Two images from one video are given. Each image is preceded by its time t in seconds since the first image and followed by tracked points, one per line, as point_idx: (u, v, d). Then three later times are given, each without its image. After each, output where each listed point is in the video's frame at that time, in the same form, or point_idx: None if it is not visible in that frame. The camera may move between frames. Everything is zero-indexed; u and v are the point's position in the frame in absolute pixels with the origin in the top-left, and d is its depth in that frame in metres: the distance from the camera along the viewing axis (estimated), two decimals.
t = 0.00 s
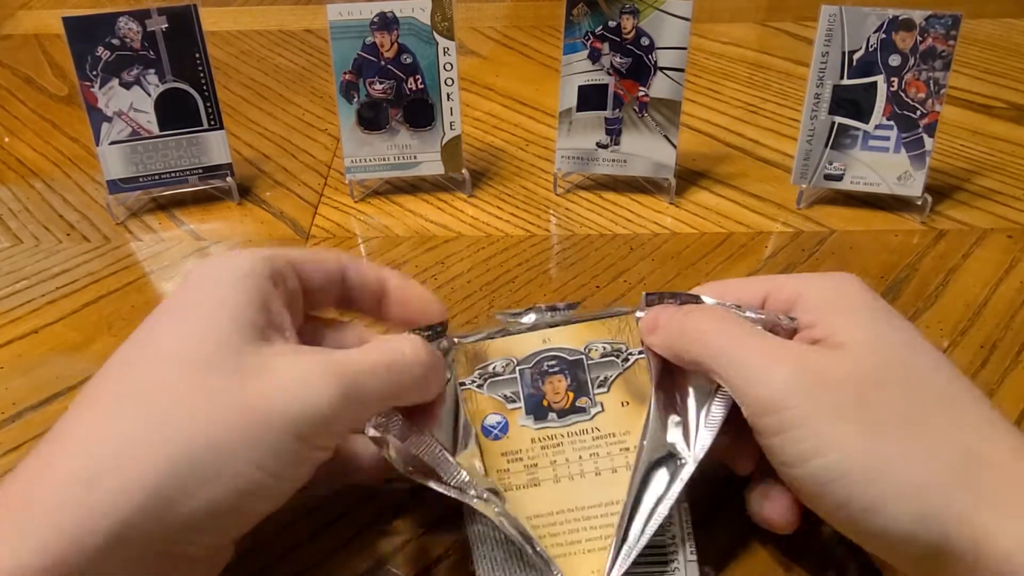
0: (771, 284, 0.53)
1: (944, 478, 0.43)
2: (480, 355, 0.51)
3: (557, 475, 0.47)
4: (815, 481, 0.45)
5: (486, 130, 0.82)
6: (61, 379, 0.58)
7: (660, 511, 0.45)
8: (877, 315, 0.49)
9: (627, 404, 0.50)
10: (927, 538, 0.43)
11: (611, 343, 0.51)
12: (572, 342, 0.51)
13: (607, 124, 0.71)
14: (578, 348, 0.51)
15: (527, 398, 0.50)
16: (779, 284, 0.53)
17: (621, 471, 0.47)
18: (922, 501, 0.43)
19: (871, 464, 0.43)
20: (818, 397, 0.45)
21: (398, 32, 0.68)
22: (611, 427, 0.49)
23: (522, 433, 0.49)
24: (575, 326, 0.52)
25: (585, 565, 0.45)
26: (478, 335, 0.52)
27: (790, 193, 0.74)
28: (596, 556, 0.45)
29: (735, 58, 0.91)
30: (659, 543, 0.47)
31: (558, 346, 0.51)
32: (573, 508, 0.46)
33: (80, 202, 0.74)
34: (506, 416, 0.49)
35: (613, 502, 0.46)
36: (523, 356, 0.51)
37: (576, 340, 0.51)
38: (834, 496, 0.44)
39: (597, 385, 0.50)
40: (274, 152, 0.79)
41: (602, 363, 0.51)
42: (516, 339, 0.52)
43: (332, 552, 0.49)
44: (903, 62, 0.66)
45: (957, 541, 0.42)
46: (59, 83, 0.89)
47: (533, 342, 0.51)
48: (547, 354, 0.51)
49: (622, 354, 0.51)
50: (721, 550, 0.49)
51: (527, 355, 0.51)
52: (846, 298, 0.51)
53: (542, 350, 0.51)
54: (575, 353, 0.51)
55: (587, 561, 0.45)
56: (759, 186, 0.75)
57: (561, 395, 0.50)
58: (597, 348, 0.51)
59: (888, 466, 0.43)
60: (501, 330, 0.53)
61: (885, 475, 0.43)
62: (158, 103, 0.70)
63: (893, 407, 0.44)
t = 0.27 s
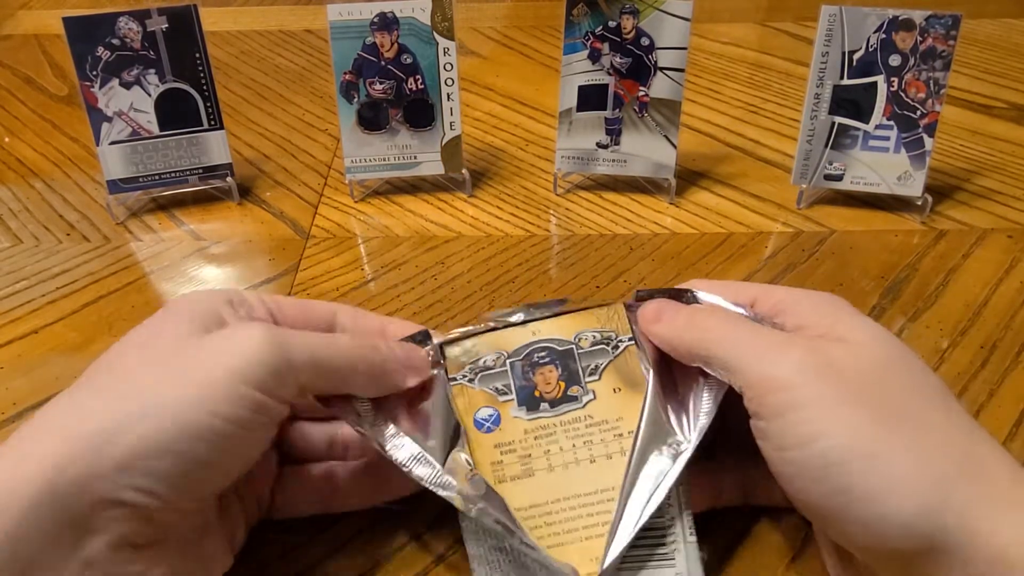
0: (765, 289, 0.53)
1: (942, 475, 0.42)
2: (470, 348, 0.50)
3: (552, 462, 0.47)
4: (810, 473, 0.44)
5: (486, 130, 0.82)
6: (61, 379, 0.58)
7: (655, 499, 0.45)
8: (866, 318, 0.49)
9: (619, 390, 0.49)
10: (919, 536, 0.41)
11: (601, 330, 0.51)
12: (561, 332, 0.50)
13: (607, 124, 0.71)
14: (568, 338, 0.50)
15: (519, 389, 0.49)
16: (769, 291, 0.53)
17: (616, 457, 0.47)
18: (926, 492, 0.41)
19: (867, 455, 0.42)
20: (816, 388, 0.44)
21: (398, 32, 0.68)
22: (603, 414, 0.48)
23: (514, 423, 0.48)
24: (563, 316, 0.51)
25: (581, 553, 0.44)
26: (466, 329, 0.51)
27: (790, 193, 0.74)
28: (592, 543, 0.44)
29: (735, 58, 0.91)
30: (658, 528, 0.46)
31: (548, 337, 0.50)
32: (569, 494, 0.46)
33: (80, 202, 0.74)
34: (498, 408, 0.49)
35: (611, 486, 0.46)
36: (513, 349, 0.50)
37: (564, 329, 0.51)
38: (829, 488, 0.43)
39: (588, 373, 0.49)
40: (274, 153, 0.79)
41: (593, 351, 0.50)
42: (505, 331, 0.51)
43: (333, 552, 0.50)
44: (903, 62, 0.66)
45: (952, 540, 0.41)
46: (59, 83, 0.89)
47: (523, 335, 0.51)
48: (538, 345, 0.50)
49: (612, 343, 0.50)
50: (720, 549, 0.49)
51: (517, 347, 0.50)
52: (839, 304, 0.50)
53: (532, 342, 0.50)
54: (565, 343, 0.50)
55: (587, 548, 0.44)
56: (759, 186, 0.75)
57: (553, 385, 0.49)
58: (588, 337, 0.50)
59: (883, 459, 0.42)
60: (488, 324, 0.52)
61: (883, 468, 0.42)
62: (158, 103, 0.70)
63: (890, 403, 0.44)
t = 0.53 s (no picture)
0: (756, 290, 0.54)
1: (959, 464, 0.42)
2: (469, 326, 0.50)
3: (552, 454, 0.46)
4: (828, 463, 0.43)
5: (486, 130, 0.82)
6: (61, 379, 0.58)
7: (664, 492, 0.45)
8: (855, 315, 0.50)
9: (625, 382, 0.49)
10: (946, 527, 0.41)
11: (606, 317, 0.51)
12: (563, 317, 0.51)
13: (607, 124, 0.71)
14: (570, 322, 0.51)
15: (519, 371, 0.49)
16: (761, 290, 0.53)
17: (619, 453, 0.47)
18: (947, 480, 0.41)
19: (887, 444, 0.42)
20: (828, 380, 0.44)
21: (398, 32, 0.68)
22: (607, 407, 0.48)
23: (514, 409, 0.48)
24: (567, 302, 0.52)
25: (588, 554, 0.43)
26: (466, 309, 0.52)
27: (790, 193, 0.74)
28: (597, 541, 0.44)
29: (735, 58, 0.91)
30: (659, 526, 0.47)
31: (551, 321, 0.51)
32: (569, 492, 0.45)
33: (80, 202, 0.74)
34: (496, 390, 0.48)
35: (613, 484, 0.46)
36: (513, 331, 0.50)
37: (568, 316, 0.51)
38: (850, 478, 0.42)
39: (593, 362, 0.49)
40: (274, 153, 0.79)
41: (597, 338, 0.50)
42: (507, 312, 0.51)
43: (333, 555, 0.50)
44: (903, 62, 0.66)
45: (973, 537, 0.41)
46: (59, 83, 0.89)
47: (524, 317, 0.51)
48: (540, 327, 0.50)
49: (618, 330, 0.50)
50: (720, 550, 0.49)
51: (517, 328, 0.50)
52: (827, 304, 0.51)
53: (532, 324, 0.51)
54: (568, 329, 0.50)
55: (587, 548, 0.44)
56: (759, 186, 0.75)
57: (555, 370, 0.49)
58: (593, 324, 0.51)
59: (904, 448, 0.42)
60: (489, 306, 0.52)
61: (904, 456, 0.41)
62: (158, 103, 0.70)
63: (902, 394, 0.44)
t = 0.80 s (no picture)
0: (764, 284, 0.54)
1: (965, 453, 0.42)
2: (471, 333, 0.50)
3: (562, 453, 0.46)
4: (835, 444, 0.43)
5: (485, 130, 0.82)
6: (61, 379, 0.58)
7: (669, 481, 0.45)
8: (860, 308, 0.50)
9: (630, 372, 0.48)
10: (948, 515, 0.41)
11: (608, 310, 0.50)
12: (563, 311, 0.50)
13: (607, 124, 0.71)
14: (573, 316, 0.49)
15: (524, 372, 0.48)
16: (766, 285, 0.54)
17: (628, 446, 0.46)
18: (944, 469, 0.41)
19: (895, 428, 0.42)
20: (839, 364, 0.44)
21: (398, 32, 0.68)
22: (613, 400, 0.47)
23: (520, 410, 0.47)
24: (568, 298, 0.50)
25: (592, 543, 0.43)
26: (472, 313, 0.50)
27: (790, 193, 0.74)
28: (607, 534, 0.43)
29: (735, 58, 0.91)
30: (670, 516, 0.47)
31: (553, 317, 0.49)
32: (576, 487, 0.45)
33: (80, 202, 0.74)
34: (501, 394, 0.48)
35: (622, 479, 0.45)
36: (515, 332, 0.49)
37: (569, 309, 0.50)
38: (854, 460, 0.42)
39: (596, 354, 0.48)
40: (274, 153, 0.79)
41: (600, 329, 0.49)
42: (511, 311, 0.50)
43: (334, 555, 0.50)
44: (903, 62, 0.66)
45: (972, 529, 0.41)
46: (59, 83, 0.89)
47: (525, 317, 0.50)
48: (540, 325, 0.49)
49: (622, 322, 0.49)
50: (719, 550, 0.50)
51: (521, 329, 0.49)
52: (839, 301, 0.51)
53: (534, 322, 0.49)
54: (568, 322, 0.49)
55: (600, 541, 0.43)
56: (758, 186, 0.75)
57: (559, 366, 0.48)
58: (594, 315, 0.49)
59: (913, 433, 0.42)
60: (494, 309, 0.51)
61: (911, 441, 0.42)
62: (158, 103, 0.70)
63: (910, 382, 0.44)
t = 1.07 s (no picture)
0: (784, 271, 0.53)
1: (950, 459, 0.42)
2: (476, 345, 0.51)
3: (572, 451, 0.48)
4: (802, 459, 0.44)
5: (485, 130, 0.82)
6: (61, 379, 0.58)
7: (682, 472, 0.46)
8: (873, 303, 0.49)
9: (632, 366, 0.50)
10: (915, 535, 0.41)
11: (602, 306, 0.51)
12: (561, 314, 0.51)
13: (607, 124, 0.71)
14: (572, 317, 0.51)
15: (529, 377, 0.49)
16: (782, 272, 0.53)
17: (637, 440, 0.47)
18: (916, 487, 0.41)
19: (868, 444, 0.42)
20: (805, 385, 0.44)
21: (398, 32, 0.68)
22: (618, 396, 0.49)
23: (529, 417, 0.49)
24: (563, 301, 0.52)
25: (600, 541, 0.45)
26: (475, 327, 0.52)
27: (790, 193, 0.74)
28: (612, 533, 0.45)
29: (735, 58, 0.91)
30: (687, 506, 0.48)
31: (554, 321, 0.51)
32: (588, 487, 0.46)
33: (80, 202, 0.74)
34: (508, 403, 0.49)
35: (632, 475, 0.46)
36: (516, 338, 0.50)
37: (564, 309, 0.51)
38: (821, 476, 0.43)
39: (597, 353, 0.50)
40: (275, 153, 0.79)
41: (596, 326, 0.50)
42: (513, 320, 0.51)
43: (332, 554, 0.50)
44: (904, 62, 0.66)
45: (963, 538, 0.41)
46: (59, 83, 0.89)
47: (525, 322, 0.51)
48: (540, 328, 0.50)
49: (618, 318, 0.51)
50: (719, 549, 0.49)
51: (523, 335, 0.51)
52: (863, 292, 0.50)
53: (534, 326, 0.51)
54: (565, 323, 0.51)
55: (616, 536, 0.45)
56: (758, 186, 0.75)
57: (563, 368, 0.49)
58: (589, 314, 0.51)
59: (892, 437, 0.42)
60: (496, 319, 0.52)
61: (886, 456, 0.42)
62: (158, 103, 0.70)
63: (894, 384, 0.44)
